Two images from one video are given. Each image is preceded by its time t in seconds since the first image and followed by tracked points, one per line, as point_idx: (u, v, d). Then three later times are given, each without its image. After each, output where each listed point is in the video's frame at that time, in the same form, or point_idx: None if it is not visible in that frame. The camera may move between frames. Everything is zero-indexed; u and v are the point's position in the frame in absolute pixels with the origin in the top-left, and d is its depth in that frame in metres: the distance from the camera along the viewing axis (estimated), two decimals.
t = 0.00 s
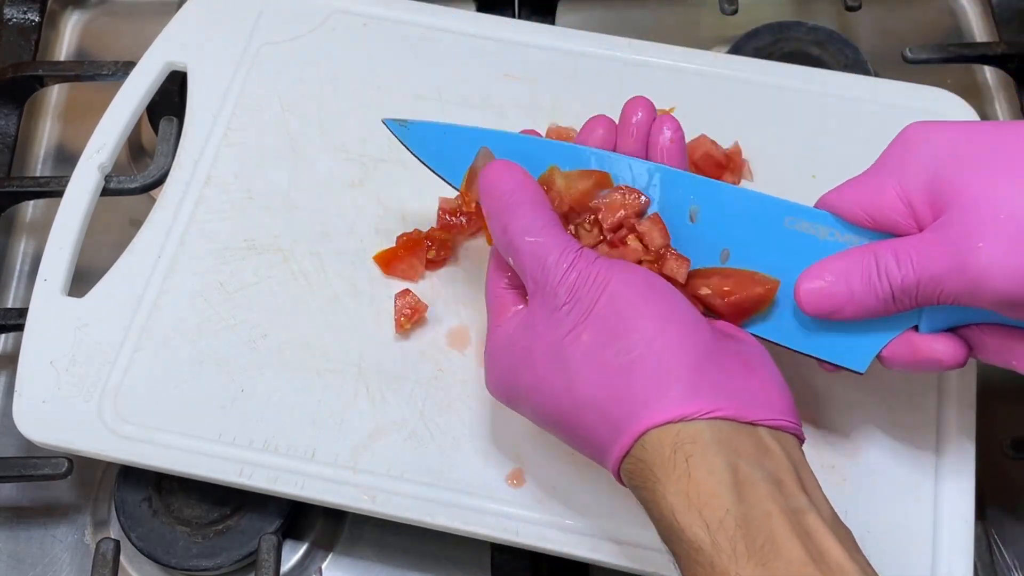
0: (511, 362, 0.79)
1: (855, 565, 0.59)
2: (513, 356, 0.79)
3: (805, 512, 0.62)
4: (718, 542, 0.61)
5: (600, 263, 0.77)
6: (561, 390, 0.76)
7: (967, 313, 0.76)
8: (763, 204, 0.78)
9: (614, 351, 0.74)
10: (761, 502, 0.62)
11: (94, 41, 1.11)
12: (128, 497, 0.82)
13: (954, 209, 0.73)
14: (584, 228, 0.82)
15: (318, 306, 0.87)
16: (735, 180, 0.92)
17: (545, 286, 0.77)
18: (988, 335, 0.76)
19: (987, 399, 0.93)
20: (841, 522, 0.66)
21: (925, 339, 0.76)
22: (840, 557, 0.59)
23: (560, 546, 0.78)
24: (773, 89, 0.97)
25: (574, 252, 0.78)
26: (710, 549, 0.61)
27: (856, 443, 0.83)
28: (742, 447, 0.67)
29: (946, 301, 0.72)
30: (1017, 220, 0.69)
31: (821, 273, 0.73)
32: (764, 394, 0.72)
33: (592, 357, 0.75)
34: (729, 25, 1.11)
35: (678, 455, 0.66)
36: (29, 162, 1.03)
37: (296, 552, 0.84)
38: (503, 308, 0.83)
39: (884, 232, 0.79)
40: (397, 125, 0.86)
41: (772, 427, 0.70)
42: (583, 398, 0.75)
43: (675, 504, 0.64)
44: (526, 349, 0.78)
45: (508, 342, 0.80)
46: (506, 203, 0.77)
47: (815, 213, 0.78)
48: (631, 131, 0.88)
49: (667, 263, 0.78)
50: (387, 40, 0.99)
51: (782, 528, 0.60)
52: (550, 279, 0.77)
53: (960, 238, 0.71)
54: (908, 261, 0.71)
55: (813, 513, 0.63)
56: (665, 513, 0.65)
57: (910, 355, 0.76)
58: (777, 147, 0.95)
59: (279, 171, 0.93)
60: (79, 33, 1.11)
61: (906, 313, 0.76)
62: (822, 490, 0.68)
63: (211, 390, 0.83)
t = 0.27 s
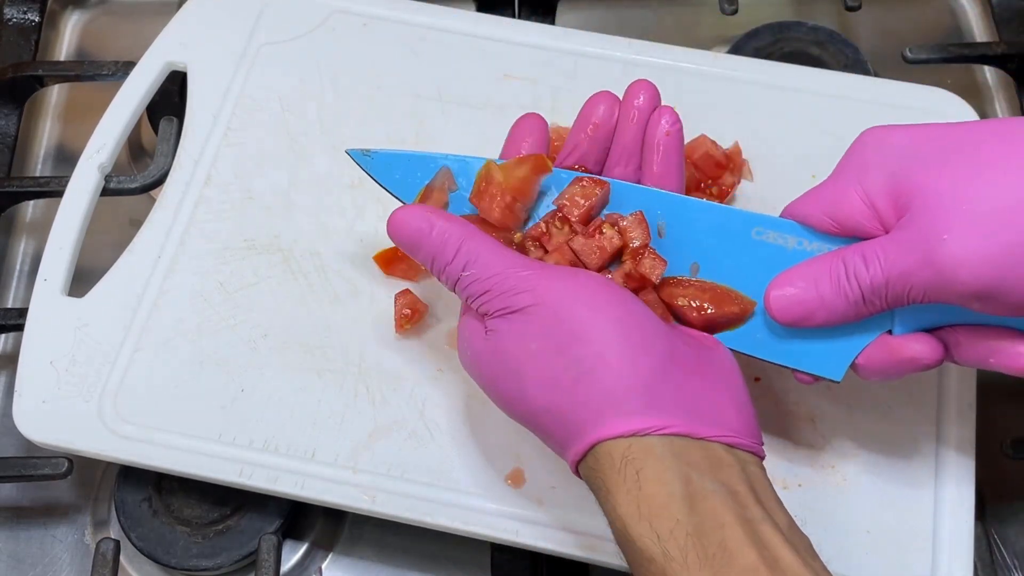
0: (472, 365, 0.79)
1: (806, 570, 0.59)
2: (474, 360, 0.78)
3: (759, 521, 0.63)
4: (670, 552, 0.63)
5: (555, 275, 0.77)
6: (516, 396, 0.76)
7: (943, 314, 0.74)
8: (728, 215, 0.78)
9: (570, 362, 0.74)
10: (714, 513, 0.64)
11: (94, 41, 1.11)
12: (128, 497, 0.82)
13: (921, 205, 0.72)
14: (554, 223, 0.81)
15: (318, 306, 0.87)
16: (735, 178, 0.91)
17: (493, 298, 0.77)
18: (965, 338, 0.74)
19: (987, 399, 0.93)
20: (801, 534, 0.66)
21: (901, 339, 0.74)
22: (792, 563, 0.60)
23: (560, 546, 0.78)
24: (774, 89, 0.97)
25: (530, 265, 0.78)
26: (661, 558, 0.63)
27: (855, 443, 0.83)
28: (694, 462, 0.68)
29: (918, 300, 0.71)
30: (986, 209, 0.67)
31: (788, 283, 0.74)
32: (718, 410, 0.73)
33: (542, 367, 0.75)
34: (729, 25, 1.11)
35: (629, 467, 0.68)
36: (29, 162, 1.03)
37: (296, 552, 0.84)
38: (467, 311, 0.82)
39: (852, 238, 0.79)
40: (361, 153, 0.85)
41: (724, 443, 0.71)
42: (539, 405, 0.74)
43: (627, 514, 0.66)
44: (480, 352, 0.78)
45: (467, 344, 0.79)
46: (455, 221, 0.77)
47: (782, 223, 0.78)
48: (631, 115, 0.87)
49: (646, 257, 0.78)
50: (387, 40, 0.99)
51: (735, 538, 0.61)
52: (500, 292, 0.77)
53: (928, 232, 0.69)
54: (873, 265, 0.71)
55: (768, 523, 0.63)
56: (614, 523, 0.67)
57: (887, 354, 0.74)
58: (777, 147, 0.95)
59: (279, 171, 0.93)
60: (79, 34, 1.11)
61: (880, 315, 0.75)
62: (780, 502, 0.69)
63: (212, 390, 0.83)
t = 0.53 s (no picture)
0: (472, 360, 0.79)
1: (798, 566, 0.58)
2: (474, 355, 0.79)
3: (750, 520, 0.63)
4: (656, 554, 0.63)
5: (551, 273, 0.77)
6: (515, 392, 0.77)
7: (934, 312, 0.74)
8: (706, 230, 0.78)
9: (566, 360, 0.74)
10: (703, 513, 0.63)
11: (94, 41, 1.11)
12: (128, 497, 0.82)
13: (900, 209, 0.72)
14: (558, 220, 0.80)
15: (318, 306, 0.87)
16: (736, 179, 0.91)
17: (487, 300, 0.77)
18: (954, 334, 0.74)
19: (987, 400, 0.93)
20: (799, 528, 0.65)
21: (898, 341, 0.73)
22: (784, 561, 0.59)
23: (560, 547, 0.78)
24: (774, 90, 0.97)
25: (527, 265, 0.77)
26: (651, 560, 0.63)
27: (856, 443, 0.83)
28: (685, 462, 0.68)
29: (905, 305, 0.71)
30: (966, 209, 0.67)
31: (776, 296, 0.73)
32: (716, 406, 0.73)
33: (538, 368, 0.75)
34: (729, 25, 1.10)
35: (618, 465, 0.68)
36: (29, 162, 1.03)
37: (295, 552, 0.84)
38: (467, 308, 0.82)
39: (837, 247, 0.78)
40: (351, 186, 0.85)
41: (719, 443, 0.70)
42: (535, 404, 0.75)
43: (615, 514, 0.66)
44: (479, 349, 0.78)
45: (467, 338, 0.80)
46: (448, 229, 0.77)
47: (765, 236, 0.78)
48: (626, 117, 0.86)
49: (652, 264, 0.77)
50: (387, 40, 0.99)
51: (721, 538, 0.61)
52: (495, 294, 0.77)
53: (911, 235, 0.69)
54: (859, 274, 0.71)
55: (760, 521, 0.63)
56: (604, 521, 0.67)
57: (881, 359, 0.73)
58: (777, 148, 0.95)
59: (279, 171, 0.93)
60: (79, 34, 1.11)
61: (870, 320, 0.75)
62: (778, 497, 0.68)
63: (212, 390, 0.83)
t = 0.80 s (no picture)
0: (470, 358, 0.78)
1: None
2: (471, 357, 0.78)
3: (727, 546, 0.64)
4: None
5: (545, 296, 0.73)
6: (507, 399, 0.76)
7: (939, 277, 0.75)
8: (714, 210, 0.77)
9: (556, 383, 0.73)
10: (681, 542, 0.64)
11: (93, 41, 1.11)
12: (128, 497, 0.82)
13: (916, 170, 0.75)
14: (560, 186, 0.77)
15: (318, 306, 0.87)
16: (735, 179, 0.91)
17: (479, 315, 0.74)
18: (967, 305, 0.72)
19: (987, 399, 0.93)
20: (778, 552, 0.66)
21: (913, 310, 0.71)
22: None
23: (560, 547, 0.78)
24: (774, 90, 0.97)
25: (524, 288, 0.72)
26: None
27: (855, 443, 0.83)
28: (662, 493, 0.69)
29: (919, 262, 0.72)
30: (987, 164, 0.72)
31: (792, 261, 0.72)
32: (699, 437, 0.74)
33: (527, 385, 0.74)
34: (729, 25, 1.11)
35: (594, 500, 0.69)
36: (29, 162, 1.03)
37: (296, 552, 0.84)
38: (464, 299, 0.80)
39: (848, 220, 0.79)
40: (335, 164, 0.84)
41: (699, 474, 0.71)
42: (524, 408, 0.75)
43: (593, 542, 0.67)
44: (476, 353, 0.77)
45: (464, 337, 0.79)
46: (437, 241, 0.71)
47: (772, 216, 0.78)
48: (625, 78, 0.88)
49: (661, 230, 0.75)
50: (387, 40, 0.99)
51: (697, 564, 0.62)
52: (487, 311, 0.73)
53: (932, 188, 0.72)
54: (879, 224, 0.72)
55: (737, 546, 0.64)
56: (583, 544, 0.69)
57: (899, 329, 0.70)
58: (777, 147, 0.95)
59: (279, 171, 0.93)
60: (79, 34, 1.11)
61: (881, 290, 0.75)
62: (758, 524, 0.69)
63: (212, 390, 0.83)
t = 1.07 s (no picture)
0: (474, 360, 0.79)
1: (793, 565, 0.59)
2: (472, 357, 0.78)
3: (747, 518, 0.64)
4: (653, 548, 0.64)
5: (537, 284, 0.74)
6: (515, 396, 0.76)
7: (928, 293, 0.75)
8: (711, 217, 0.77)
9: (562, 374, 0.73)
10: (702, 512, 0.64)
11: (93, 41, 1.11)
12: (128, 497, 0.82)
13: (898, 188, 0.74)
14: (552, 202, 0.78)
15: (318, 306, 0.87)
16: (736, 179, 0.91)
17: (482, 314, 0.74)
18: (958, 324, 0.72)
19: (988, 400, 0.93)
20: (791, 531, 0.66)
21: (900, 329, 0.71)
22: (780, 559, 0.60)
23: (560, 547, 0.78)
24: (774, 90, 0.97)
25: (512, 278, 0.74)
26: (648, 555, 0.64)
27: (855, 442, 0.83)
28: (683, 465, 0.69)
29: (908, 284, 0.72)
30: (969, 185, 0.70)
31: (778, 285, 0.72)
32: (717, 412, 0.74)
33: (537, 377, 0.74)
34: (729, 25, 1.10)
35: (615, 480, 0.69)
36: (29, 162, 1.03)
37: (295, 552, 0.84)
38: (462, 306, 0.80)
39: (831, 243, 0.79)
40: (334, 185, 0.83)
41: (715, 446, 0.72)
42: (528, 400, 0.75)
43: (614, 514, 0.67)
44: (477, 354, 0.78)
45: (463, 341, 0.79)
46: (438, 237, 0.72)
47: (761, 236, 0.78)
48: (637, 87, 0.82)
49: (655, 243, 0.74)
50: (387, 40, 0.99)
51: (720, 532, 0.62)
52: (491, 306, 0.74)
53: (914, 211, 0.72)
54: (862, 251, 0.72)
55: (756, 518, 0.64)
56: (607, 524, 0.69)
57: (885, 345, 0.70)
58: (777, 148, 0.95)
59: (279, 171, 0.93)
60: (79, 33, 1.11)
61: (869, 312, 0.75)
62: (771, 502, 0.69)
63: (212, 390, 0.83)
